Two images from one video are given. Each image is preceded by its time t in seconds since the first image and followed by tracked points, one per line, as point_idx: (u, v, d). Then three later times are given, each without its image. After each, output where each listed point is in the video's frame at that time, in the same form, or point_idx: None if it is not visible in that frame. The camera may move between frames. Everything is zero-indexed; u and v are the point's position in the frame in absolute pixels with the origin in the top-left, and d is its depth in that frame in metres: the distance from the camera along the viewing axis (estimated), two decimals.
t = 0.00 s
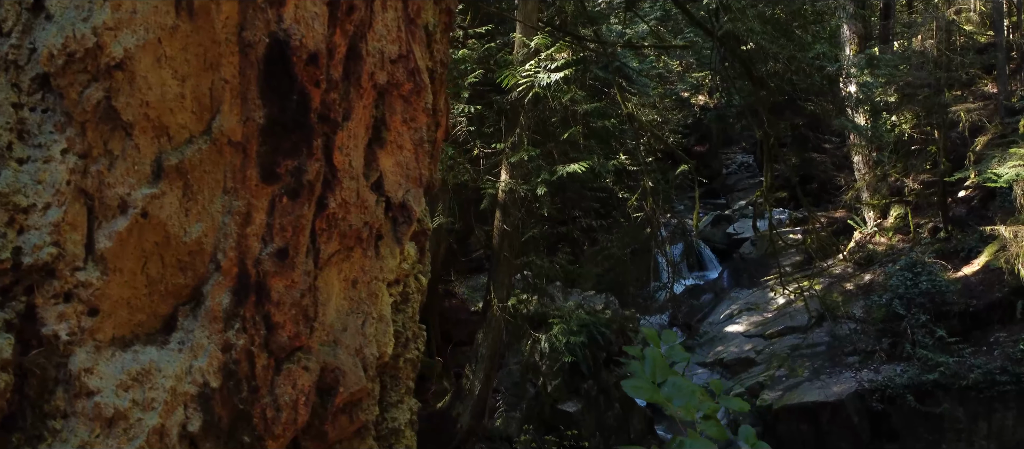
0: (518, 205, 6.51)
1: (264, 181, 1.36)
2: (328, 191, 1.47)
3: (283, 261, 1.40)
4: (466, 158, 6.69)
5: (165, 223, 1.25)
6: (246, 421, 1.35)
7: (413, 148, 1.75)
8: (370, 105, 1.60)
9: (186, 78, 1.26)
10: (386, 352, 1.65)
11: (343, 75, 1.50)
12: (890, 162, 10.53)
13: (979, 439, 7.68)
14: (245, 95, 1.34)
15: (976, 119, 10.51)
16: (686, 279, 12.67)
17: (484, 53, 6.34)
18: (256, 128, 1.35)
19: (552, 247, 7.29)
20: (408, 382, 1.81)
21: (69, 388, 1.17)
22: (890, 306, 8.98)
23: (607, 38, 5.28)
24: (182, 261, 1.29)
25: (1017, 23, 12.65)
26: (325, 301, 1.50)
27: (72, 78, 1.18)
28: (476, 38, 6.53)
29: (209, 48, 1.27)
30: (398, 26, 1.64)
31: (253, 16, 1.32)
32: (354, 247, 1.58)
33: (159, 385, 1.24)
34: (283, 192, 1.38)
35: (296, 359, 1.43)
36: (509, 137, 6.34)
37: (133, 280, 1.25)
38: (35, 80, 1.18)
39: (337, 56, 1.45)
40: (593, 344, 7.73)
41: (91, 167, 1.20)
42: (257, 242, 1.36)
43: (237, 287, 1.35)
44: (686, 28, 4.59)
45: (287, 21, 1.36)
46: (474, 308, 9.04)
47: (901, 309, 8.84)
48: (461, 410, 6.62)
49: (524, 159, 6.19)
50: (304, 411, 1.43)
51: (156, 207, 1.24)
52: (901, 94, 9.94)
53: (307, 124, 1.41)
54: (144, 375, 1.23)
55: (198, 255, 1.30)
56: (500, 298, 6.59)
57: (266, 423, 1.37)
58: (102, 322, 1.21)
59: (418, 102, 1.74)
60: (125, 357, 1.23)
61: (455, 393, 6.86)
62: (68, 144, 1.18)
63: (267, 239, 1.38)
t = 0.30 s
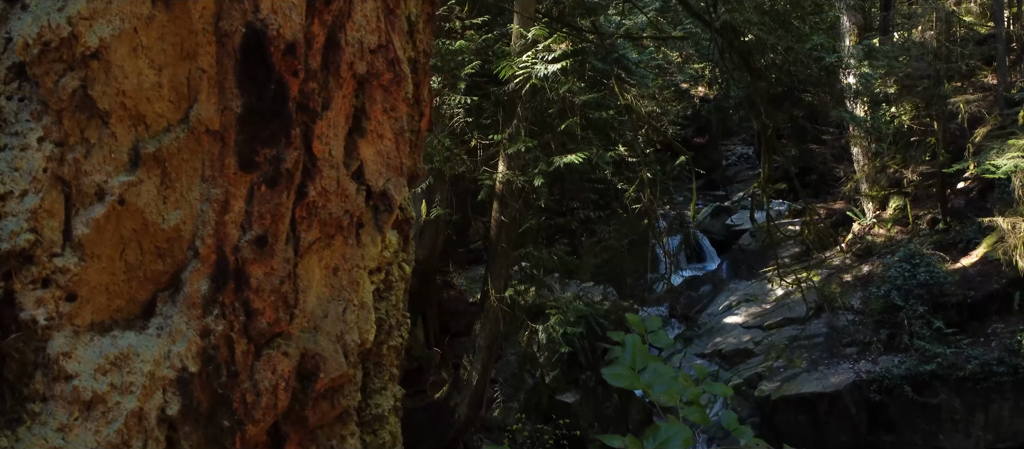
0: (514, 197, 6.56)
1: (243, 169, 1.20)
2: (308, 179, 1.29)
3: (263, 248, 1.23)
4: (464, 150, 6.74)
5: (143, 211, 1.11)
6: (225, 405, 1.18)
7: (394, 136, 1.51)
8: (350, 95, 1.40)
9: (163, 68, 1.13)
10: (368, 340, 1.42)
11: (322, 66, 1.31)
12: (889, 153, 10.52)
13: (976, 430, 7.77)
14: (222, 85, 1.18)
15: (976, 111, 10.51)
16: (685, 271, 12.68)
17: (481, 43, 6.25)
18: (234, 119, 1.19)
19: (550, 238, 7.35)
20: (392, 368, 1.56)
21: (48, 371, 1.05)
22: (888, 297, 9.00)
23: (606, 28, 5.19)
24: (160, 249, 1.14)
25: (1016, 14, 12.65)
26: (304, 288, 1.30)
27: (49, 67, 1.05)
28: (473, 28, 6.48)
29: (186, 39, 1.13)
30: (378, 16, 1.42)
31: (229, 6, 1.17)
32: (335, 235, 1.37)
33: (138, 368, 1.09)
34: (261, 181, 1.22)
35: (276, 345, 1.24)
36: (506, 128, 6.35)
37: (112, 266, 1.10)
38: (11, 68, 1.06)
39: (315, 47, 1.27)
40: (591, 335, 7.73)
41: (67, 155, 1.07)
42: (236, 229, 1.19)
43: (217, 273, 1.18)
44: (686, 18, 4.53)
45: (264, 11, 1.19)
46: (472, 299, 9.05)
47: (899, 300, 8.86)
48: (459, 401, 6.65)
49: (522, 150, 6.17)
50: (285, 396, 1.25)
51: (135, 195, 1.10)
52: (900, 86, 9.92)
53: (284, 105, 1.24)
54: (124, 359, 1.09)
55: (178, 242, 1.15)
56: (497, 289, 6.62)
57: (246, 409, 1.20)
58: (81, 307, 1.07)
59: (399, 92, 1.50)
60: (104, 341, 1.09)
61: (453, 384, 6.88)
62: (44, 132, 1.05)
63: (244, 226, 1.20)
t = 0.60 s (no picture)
0: (512, 188, 6.58)
1: (224, 156, 0.95)
2: (290, 166, 1.02)
3: (247, 234, 0.97)
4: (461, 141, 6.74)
5: (123, 198, 0.88)
6: (207, 389, 0.92)
7: (377, 124, 1.18)
8: (333, 84, 1.11)
9: (143, 56, 0.89)
10: (354, 326, 1.11)
11: (302, 54, 1.04)
12: (888, 144, 10.52)
13: (973, 420, 7.84)
14: (204, 72, 0.94)
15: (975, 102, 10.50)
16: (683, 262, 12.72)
17: (479, 34, 6.18)
18: (216, 108, 0.94)
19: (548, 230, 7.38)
20: (379, 356, 1.20)
21: (30, 355, 0.83)
22: (886, 288, 9.05)
23: (604, 20, 5.13)
24: (141, 237, 0.90)
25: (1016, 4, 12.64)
26: (285, 277, 1.02)
27: (28, 54, 0.84)
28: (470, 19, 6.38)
29: (165, 26, 0.90)
30: None
31: None
32: (317, 222, 1.08)
33: (121, 352, 0.87)
34: (242, 168, 0.96)
35: (258, 331, 0.98)
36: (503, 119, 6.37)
37: (94, 252, 0.88)
38: None
39: (296, 36, 1.02)
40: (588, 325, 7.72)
41: (47, 141, 0.85)
42: (218, 216, 0.94)
43: (202, 259, 0.94)
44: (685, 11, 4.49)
45: None
46: (471, 290, 9.07)
47: (898, 291, 8.89)
48: (456, 391, 6.72)
49: (519, 141, 6.17)
50: (268, 385, 0.98)
51: (116, 183, 0.88)
52: (900, 77, 9.90)
53: (263, 83, 0.98)
54: (105, 343, 0.86)
55: (158, 229, 0.91)
56: (495, 280, 6.65)
57: (228, 394, 0.93)
58: (62, 291, 0.85)
59: (384, 80, 1.20)
60: (85, 326, 0.86)
61: (450, 374, 6.89)
62: (24, 118, 0.84)
63: (225, 212, 0.95)
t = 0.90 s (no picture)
0: (509, 180, 6.59)
1: (203, 146, 0.96)
2: (271, 156, 1.03)
3: (226, 223, 0.98)
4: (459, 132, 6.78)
5: (103, 187, 0.89)
6: (189, 375, 0.95)
7: (358, 114, 1.20)
8: (314, 75, 1.12)
9: (122, 48, 0.90)
10: (336, 314, 1.13)
11: (283, 45, 1.05)
12: (887, 136, 10.53)
13: (971, 410, 7.88)
14: (183, 64, 0.95)
15: (975, 93, 10.51)
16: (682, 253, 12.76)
17: (477, 25, 6.12)
18: (194, 99, 0.95)
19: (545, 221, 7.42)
20: (363, 343, 1.22)
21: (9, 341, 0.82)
22: (884, 279, 9.10)
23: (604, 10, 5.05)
24: (120, 226, 0.91)
25: None
26: (266, 265, 1.03)
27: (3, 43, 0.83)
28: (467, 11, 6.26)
29: (144, 17, 0.91)
30: None
31: None
32: (299, 211, 1.09)
33: (100, 339, 0.88)
34: (222, 158, 0.98)
35: (239, 318, 1.00)
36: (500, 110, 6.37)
37: (75, 240, 0.88)
38: None
39: (276, 26, 1.02)
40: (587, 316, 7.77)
41: (26, 130, 0.85)
42: (197, 205, 0.95)
43: (182, 247, 0.95)
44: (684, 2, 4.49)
45: None
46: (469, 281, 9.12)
47: (895, 282, 8.94)
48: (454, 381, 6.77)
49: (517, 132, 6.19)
50: (248, 371, 1.00)
51: (96, 172, 0.89)
52: (899, 68, 9.90)
53: (243, 75, 0.99)
54: (85, 329, 0.87)
55: (139, 218, 0.92)
56: (492, 271, 6.68)
57: (209, 380, 0.96)
58: (43, 279, 0.85)
59: (365, 71, 1.21)
60: (66, 312, 0.87)
61: (449, 365, 6.92)
62: None
63: (205, 201, 0.97)
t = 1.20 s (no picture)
0: (505, 171, 6.61)
1: (175, 136, 0.97)
2: (244, 147, 1.03)
3: (199, 213, 0.99)
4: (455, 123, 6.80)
5: (74, 177, 0.90)
6: (161, 363, 0.95)
7: (332, 106, 1.20)
8: (287, 67, 1.11)
9: (91, 40, 0.92)
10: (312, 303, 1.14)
11: (256, 37, 1.04)
12: (886, 127, 10.54)
13: (967, 402, 7.88)
14: (153, 55, 0.95)
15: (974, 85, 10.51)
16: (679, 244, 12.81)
17: (474, 16, 6.12)
18: (166, 89, 0.96)
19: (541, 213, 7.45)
20: (342, 333, 1.23)
21: None
22: (882, 270, 9.12)
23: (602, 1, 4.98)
24: (92, 216, 0.92)
25: None
26: (241, 255, 1.04)
27: None
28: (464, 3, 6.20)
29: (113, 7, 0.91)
30: None
31: None
32: (274, 202, 1.09)
33: (71, 326, 0.89)
34: (194, 148, 0.98)
35: (213, 307, 1.00)
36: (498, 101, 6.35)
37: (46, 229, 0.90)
38: None
39: (248, 17, 1.02)
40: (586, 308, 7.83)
41: None
42: (169, 195, 0.96)
43: (156, 236, 0.96)
44: None
45: None
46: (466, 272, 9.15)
47: (893, 273, 8.97)
48: (451, 372, 6.80)
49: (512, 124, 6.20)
50: (223, 359, 1.00)
51: (66, 162, 0.90)
52: (898, 59, 9.91)
53: (215, 66, 1.00)
54: (55, 317, 0.89)
55: (110, 208, 0.93)
56: (488, 262, 6.71)
57: (183, 369, 0.96)
58: (13, 268, 0.88)
59: (338, 63, 1.20)
60: (36, 300, 0.89)
61: (445, 356, 6.95)
62: None
63: (177, 192, 0.97)
